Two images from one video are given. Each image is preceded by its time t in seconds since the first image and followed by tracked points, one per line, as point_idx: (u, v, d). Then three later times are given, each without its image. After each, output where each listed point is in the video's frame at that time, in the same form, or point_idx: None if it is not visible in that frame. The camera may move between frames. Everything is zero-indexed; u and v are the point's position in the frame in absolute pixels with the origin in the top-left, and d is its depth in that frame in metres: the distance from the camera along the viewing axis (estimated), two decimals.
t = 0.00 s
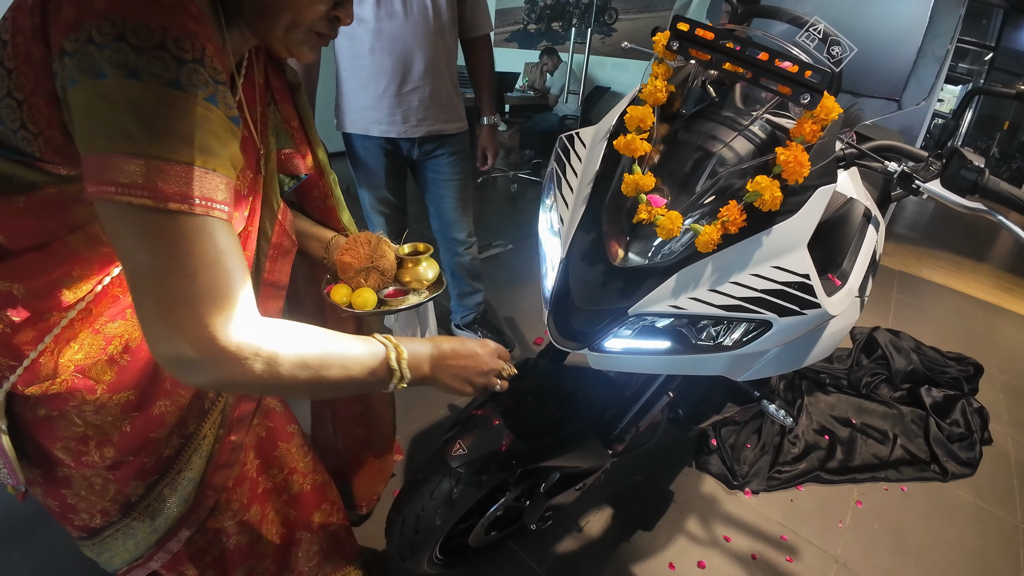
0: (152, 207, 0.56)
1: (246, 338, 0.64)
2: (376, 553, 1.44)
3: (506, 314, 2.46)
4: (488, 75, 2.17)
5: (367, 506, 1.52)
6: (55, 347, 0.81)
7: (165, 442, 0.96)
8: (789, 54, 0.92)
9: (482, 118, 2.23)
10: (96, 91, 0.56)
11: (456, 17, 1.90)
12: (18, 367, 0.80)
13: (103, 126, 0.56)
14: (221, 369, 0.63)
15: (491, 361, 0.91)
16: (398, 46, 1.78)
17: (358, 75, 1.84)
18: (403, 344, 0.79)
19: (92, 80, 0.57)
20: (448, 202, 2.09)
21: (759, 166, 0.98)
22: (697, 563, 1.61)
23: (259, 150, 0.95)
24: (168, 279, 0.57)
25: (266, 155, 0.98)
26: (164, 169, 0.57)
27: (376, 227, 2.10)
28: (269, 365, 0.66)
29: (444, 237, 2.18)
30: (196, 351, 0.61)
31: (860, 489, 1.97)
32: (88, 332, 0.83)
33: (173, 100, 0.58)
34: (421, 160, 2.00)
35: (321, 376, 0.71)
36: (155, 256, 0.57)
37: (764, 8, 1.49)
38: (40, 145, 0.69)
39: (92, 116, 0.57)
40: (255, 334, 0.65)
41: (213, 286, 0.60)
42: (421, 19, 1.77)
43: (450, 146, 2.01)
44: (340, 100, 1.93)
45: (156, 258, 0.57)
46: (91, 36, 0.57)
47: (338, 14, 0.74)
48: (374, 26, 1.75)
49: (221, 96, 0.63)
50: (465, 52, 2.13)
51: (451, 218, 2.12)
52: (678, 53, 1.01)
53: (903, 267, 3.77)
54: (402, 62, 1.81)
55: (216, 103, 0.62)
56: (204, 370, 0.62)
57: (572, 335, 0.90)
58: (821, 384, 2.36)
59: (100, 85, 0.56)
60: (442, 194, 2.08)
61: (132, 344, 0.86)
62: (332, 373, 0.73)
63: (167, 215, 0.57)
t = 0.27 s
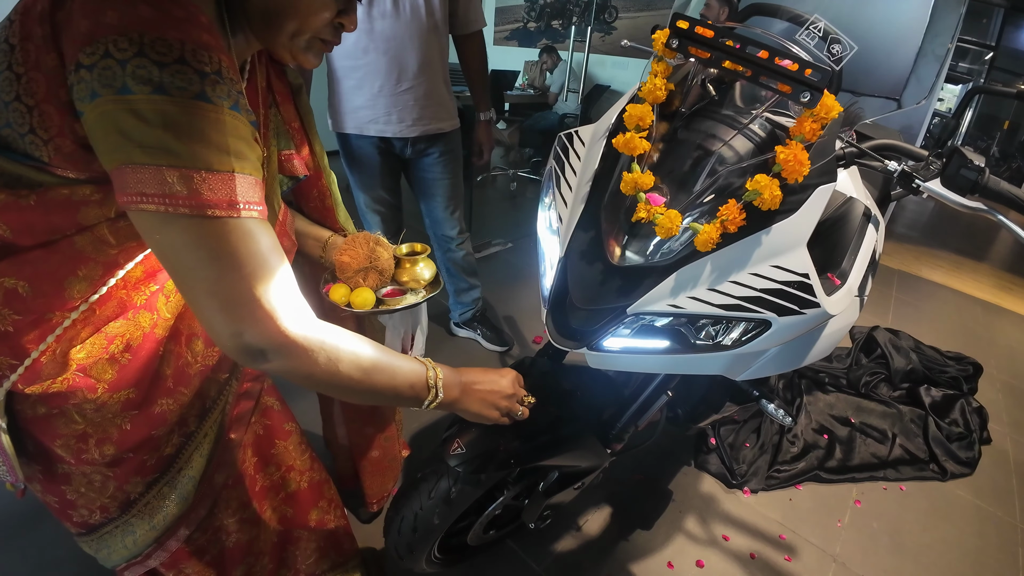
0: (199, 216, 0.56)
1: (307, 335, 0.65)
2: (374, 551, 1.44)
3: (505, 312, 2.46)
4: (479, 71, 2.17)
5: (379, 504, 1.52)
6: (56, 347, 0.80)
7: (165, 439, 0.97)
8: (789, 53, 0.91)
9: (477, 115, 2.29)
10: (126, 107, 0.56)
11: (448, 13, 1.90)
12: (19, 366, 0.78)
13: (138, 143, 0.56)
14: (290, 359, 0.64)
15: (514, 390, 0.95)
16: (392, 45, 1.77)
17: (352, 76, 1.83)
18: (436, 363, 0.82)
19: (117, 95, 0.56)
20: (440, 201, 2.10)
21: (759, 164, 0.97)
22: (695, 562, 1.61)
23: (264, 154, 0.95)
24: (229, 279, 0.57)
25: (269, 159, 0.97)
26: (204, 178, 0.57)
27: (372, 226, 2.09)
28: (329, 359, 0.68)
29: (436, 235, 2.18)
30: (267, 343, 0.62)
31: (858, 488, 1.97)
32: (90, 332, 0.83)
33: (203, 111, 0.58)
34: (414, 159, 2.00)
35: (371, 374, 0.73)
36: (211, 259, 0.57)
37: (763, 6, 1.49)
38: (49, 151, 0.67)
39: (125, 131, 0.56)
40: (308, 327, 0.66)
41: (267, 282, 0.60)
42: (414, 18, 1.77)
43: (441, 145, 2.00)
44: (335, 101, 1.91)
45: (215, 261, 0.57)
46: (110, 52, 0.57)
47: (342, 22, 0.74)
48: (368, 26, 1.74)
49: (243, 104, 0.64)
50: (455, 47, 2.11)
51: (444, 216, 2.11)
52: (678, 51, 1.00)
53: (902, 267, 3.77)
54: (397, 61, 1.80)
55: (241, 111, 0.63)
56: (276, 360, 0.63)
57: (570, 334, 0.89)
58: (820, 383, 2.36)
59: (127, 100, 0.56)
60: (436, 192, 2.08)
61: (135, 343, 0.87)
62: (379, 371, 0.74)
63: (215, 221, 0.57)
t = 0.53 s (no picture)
0: (206, 208, 0.56)
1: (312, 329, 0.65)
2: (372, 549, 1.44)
3: (504, 310, 2.46)
4: (475, 66, 2.16)
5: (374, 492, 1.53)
6: (59, 339, 0.80)
7: (166, 433, 0.96)
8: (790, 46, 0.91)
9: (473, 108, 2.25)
10: (134, 100, 0.56)
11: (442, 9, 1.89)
12: (22, 358, 0.79)
13: (145, 137, 0.56)
14: (295, 351, 0.64)
15: (513, 384, 0.94)
16: (388, 41, 1.77)
17: (348, 73, 1.82)
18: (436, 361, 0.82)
19: (125, 88, 0.56)
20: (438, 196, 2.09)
21: (760, 158, 0.97)
22: (694, 559, 1.61)
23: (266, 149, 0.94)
24: (235, 271, 0.57)
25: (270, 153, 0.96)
26: (211, 172, 0.56)
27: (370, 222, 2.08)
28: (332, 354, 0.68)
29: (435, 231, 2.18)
30: (274, 336, 0.62)
31: (858, 486, 1.97)
32: (93, 324, 0.83)
33: (210, 105, 0.58)
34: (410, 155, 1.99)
35: (374, 369, 0.73)
36: (217, 252, 0.57)
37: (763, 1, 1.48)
38: (57, 143, 0.67)
39: (133, 124, 0.56)
40: (311, 319, 0.66)
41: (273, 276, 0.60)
42: (409, 13, 1.76)
43: (437, 140, 2.00)
44: (331, 99, 1.91)
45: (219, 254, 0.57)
46: (119, 44, 0.57)
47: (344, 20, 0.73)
48: (363, 22, 1.73)
49: (250, 99, 0.63)
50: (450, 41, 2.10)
51: (443, 212, 2.11)
52: (678, 45, 0.99)
53: (901, 265, 3.77)
54: (392, 57, 1.79)
55: (247, 106, 0.62)
56: (281, 352, 0.63)
57: (570, 330, 0.89)
58: (820, 381, 2.35)
59: (135, 93, 0.56)
60: (434, 188, 2.07)
61: (137, 335, 0.86)
62: (381, 366, 0.74)
63: (221, 214, 0.57)
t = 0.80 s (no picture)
0: (201, 199, 0.56)
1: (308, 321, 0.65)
2: (371, 546, 1.44)
3: (503, 307, 2.45)
4: (473, 62, 2.15)
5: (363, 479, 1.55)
6: (59, 331, 0.79)
7: (164, 427, 0.97)
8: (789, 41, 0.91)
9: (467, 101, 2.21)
10: (131, 90, 0.56)
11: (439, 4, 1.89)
12: (22, 350, 0.78)
13: (141, 127, 0.56)
14: (290, 345, 0.64)
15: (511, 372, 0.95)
16: (384, 37, 1.76)
17: (345, 70, 1.82)
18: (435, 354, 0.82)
19: (122, 78, 0.56)
20: (436, 192, 2.08)
21: (759, 154, 0.97)
22: (693, 557, 1.61)
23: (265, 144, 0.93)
24: (229, 262, 0.57)
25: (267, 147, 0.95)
26: (206, 162, 0.56)
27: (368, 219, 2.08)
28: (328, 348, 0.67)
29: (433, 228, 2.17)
30: (270, 328, 0.61)
31: (857, 484, 1.97)
32: (92, 315, 0.82)
33: (205, 94, 0.57)
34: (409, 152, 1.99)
35: (371, 361, 0.72)
36: (212, 243, 0.56)
37: None
38: (55, 134, 0.67)
39: (130, 115, 0.56)
40: (307, 312, 0.65)
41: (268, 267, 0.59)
42: (405, 8, 1.75)
43: (435, 137, 1.99)
44: (329, 96, 1.90)
45: (216, 245, 0.56)
46: (117, 35, 0.57)
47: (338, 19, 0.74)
48: (359, 17, 1.72)
49: (247, 90, 0.63)
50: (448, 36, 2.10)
51: (441, 209, 2.11)
52: (677, 41, 0.99)
53: (901, 264, 3.77)
54: (389, 53, 1.79)
55: (244, 97, 0.62)
56: (277, 345, 0.63)
57: (569, 327, 0.88)
58: (819, 379, 2.35)
59: (132, 83, 0.56)
60: (432, 184, 2.07)
61: (136, 327, 0.85)
62: (378, 359, 0.73)
63: (216, 204, 0.56)
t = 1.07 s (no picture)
0: (173, 181, 0.57)
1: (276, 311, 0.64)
2: (370, 545, 1.44)
3: (502, 306, 2.45)
4: (473, 60, 2.15)
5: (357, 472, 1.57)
6: (57, 323, 0.79)
7: (161, 421, 0.97)
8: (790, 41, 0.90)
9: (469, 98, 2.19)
10: (113, 70, 0.57)
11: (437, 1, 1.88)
12: (22, 342, 0.77)
13: (120, 106, 0.57)
14: (258, 334, 0.64)
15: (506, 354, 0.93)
16: (382, 34, 1.75)
17: (343, 68, 1.82)
18: (418, 332, 0.80)
19: (104, 58, 0.57)
20: (435, 190, 2.07)
21: (760, 155, 0.97)
22: (692, 556, 1.61)
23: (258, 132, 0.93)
24: (206, 242, 0.57)
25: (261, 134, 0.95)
26: (184, 140, 0.57)
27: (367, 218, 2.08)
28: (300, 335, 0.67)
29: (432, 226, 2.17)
30: (236, 318, 0.61)
31: (856, 483, 1.97)
32: (89, 308, 0.83)
33: (185, 74, 0.59)
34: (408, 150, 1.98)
35: (345, 345, 0.71)
36: (188, 224, 0.57)
37: None
38: (45, 125, 0.67)
39: (111, 95, 0.57)
40: (274, 300, 0.64)
41: (243, 250, 0.60)
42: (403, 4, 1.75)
43: (434, 135, 1.99)
44: (327, 95, 1.90)
45: (188, 228, 0.57)
46: (100, 17, 0.58)
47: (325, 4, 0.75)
48: (356, 14, 1.72)
49: (227, 71, 0.64)
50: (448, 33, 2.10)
51: (440, 207, 2.11)
52: (677, 40, 0.99)
53: (901, 263, 3.77)
54: (387, 50, 1.78)
55: (223, 77, 0.63)
56: (244, 334, 0.63)
57: (569, 327, 0.88)
58: (818, 378, 2.36)
59: (114, 63, 0.57)
60: (431, 183, 2.07)
61: (131, 321, 0.87)
62: (355, 343, 0.72)
63: (193, 185, 0.58)
